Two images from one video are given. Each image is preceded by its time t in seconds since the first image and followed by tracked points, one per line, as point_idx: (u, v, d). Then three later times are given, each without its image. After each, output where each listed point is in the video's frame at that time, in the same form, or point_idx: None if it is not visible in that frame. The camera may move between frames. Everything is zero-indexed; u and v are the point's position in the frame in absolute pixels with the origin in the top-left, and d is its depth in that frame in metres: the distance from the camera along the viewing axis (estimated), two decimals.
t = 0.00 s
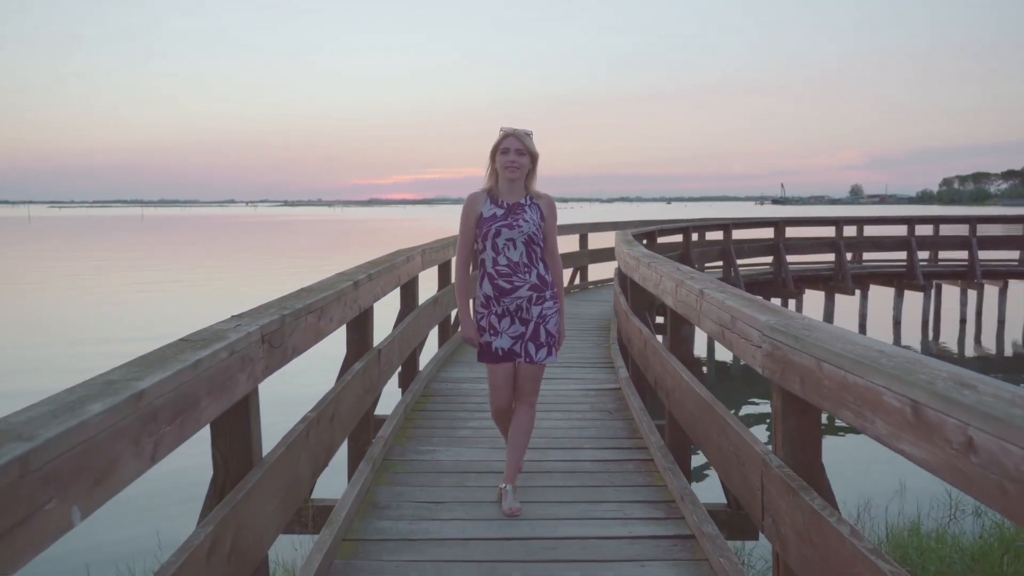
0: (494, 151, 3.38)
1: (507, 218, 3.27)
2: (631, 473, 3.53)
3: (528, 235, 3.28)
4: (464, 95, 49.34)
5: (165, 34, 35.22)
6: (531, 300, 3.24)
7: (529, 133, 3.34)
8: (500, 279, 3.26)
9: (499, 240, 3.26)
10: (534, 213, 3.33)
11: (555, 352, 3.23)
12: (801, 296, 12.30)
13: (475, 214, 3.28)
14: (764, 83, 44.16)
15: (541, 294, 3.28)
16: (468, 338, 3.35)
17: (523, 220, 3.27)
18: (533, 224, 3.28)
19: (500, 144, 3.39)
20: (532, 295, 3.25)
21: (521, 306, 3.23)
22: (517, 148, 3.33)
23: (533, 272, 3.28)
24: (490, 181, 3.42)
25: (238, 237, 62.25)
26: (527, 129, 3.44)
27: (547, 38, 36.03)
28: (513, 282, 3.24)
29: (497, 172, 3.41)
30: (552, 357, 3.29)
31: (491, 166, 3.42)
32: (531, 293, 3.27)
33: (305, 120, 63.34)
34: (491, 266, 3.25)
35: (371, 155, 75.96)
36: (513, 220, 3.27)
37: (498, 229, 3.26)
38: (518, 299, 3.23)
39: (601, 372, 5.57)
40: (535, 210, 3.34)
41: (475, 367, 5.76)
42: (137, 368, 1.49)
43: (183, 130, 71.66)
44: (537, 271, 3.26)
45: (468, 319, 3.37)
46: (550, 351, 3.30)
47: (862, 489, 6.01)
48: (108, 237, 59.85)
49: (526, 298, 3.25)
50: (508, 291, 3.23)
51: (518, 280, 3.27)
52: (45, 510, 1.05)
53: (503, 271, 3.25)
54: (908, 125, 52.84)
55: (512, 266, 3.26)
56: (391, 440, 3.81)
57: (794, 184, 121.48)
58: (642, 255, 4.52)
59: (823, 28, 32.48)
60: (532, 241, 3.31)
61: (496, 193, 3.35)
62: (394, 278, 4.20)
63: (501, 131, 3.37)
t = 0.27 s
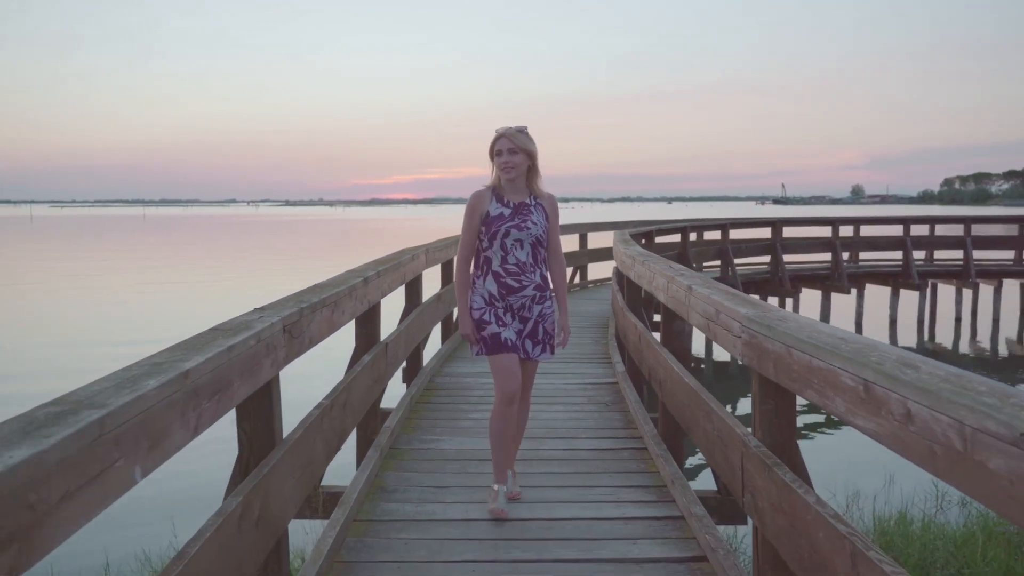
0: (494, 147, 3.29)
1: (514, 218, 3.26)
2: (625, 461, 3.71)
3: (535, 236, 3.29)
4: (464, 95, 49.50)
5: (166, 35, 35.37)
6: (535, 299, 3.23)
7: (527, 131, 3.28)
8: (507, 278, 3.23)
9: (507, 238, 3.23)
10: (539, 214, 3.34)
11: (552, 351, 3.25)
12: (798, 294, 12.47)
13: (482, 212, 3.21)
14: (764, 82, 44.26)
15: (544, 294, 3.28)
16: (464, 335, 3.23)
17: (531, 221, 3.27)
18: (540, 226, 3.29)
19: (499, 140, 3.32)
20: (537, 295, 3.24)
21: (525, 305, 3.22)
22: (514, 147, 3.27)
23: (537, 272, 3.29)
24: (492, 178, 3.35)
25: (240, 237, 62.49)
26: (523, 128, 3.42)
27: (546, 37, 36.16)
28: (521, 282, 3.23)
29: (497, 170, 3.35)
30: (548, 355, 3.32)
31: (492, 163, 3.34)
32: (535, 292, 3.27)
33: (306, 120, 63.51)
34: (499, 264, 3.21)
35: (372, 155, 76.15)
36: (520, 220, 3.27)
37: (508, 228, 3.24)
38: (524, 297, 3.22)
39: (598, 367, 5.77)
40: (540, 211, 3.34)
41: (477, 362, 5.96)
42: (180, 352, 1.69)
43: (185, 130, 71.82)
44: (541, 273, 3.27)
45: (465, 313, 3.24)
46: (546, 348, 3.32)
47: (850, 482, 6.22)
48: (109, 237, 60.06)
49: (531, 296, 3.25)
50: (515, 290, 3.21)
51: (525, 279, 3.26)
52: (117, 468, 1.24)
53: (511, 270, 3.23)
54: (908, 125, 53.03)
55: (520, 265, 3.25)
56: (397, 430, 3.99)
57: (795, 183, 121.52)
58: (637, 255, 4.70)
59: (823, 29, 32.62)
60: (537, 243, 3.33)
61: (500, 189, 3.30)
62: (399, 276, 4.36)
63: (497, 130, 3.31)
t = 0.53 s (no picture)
0: (496, 153, 3.27)
1: (522, 222, 3.25)
2: (622, 449, 3.91)
3: (543, 240, 3.27)
4: (464, 95, 49.62)
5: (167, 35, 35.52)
6: (540, 303, 3.25)
7: (523, 137, 3.24)
8: (513, 283, 3.23)
9: (515, 243, 3.23)
10: (546, 217, 3.31)
11: (552, 354, 3.31)
12: (795, 293, 12.62)
13: (490, 218, 3.20)
14: (764, 82, 44.38)
15: (548, 298, 3.29)
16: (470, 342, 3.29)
17: (539, 225, 3.26)
18: (548, 229, 3.28)
19: (501, 146, 3.27)
20: (541, 299, 3.26)
21: (530, 309, 3.24)
22: (519, 152, 3.23)
23: (542, 277, 3.29)
24: (498, 183, 3.32)
25: (241, 237, 62.69)
26: (525, 129, 3.34)
27: (545, 37, 36.27)
28: (527, 286, 3.22)
29: (500, 177, 3.34)
30: (547, 357, 3.37)
31: (495, 169, 3.31)
32: (540, 298, 3.28)
33: (307, 120, 63.65)
34: (505, 270, 3.21)
35: (373, 155, 76.32)
36: (528, 224, 3.25)
37: (515, 233, 3.23)
38: (529, 302, 3.24)
39: (597, 363, 5.95)
40: (547, 214, 3.31)
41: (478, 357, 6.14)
42: (216, 339, 1.86)
43: (185, 130, 71.96)
44: (547, 276, 3.27)
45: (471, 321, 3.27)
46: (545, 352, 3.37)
47: (843, 476, 6.39)
48: (110, 237, 60.21)
49: (536, 301, 3.26)
50: (521, 295, 3.21)
51: (531, 283, 3.25)
52: (174, 431, 1.43)
53: (517, 275, 3.23)
54: (908, 125, 53.15)
55: (526, 270, 3.24)
56: (404, 421, 4.17)
57: (795, 182, 121.62)
58: (636, 253, 4.86)
59: (824, 29, 32.75)
60: (544, 246, 3.31)
61: (506, 196, 3.29)
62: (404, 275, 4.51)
63: (496, 138, 3.28)
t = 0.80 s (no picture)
0: (501, 152, 3.28)
1: (526, 221, 3.25)
2: (621, 438, 4.09)
3: (547, 237, 3.25)
4: (465, 95, 49.78)
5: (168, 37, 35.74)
6: (544, 301, 3.22)
7: (529, 134, 3.21)
8: (515, 282, 3.24)
9: (518, 242, 3.24)
10: (552, 214, 3.29)
11: (563, 353, 3.19)
12: (793, 293, 12.79)
13: (493, 218, 3.25)
14: (764, 82, 44.53)
15: (554, 296, 3.25)
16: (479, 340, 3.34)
17: (542, 223, 3.25)
18: (552, 227, 3.26)
19: (505, 145, 3.28)
20: (546, 297, 3.22)
21: (534, 307, 3.22)
22: (522, 149, 3.24)
23: (547, 275, 3.26)
24: (505, 183, 3.36)
25: (242, 237, 63.01)
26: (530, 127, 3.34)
27: (545, 37, 36.42)
28: (529, 285, 3.21)
29: (507, 178, 3.37)
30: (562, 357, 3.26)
31: (501, 168, 3.33)
32: (544, 295, 3.24)
33: (308, 121, 63.84)
34: (506, 269, 3.23)
35: (374, 155, 76.54)
36: (532, 222, 3.25)
37: (518, 231, 3.24)
38: (532, 300, 3.22)
39: (597, 357, 6.14)
40: (552, 211, 3.29)
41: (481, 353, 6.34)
42: (246, 326, 2.05)
43: (186, 130, 72.16)
44: (551, 273, 3.23)
45: (479, 321, 3.34)
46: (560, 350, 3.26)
47: (837, 470, 6.53)
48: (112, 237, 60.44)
49: (540, 299, 3.22)
50: (523, 293, 3.22)
51: (534, 281, 3.24)
52: (218, 405, 1.61)
53: (519, 273, 3.23)
54: (908, 125, 53.32)
55: (529, 268, 3.24)
56: (412, 412, 4.37)
57: (796, 182, 121.77)
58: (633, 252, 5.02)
59: (824, 28, 32.93)
60: (551, 244, 3.28)
61: (511, 196, 3.31)
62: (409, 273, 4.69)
63: (502, 136, 3.30)
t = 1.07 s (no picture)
0: (504, 153, 3.36)
1: (522, 224, 3.33)
2: (616, 428, 4.29)
3: (543, 240, 3.32)
4: (465, 95, 49.83)
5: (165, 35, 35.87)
6: (544, 303, 3.28)
7: (532, 135, 3.29)
8: (513, 284, 3.32)
9: (515, 244, 3.32)
10: (550, 217, 3.37)
11: (566, 353, 3.24)
12: (789, 291, 12.97)
13: (491, 219, 3.33)
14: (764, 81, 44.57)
15: (553, 296, 3.30)
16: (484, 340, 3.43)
17: (538, 225, 3.32)
18: (548, 229, 3.32)
19: (509, 146, 3.35)
20: (545, 298, 3.29)
21: (535, 309, 3.29)
22: (521, 152, 3.33)
23: (545, 277, 3.32)
24: (506, 187, 3.44)
25: (243, 237, 63.12)
26: (531, 131, 3.42)
27: (544, 36, 36.44)
28: (527, 287, 3.30)
29: (508, 180, 3.45)
30: (566, 357, 3.29)
31: (503, 170, 3.42)
32: (544, 296, 3.31)
33: (308, 120, 63.97)
34: (504, 272, 3.32)
35: (375, 155, 76.68)
36: (528, 225, 3.33)
37: (514, 235, 3.32)
38: (531, 302, 3.29)
39: (593, 353, 6.35)
40: (550, 214, 3.37)
41: (482, 347, 6.55)
42: (267, 317, 2.24)
43: (186, 130, 72.23)
44: (550, 275, 3.30)
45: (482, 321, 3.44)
46: (564, 351, 3.30)
47: (829, 463, 6.72)
48: (112, 237, 60.53)
49: (539, 300, 3.30)
50: (521, 295, 3.29)
51: (532, 284, 3.32)
52: (248, 385, 1.80)
53: (517, 276, 3.32)
54: (908, 125, 53.43)
55: (526, 271, 3.31)
56: (415, 402, 4.59)
57: (796, 182, 121.78)
58: (629, 250, 5.20)
59: (825, 28, 33.01)
60: (547, 247, 3.35)
61: (511, 197, 3.39)
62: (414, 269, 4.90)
63: (503, 138, 3.39)
